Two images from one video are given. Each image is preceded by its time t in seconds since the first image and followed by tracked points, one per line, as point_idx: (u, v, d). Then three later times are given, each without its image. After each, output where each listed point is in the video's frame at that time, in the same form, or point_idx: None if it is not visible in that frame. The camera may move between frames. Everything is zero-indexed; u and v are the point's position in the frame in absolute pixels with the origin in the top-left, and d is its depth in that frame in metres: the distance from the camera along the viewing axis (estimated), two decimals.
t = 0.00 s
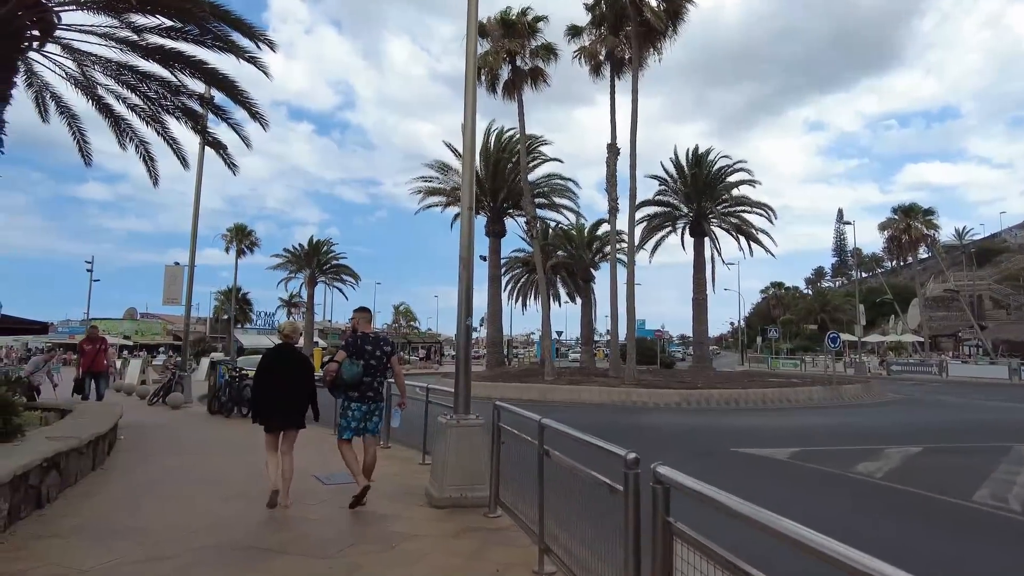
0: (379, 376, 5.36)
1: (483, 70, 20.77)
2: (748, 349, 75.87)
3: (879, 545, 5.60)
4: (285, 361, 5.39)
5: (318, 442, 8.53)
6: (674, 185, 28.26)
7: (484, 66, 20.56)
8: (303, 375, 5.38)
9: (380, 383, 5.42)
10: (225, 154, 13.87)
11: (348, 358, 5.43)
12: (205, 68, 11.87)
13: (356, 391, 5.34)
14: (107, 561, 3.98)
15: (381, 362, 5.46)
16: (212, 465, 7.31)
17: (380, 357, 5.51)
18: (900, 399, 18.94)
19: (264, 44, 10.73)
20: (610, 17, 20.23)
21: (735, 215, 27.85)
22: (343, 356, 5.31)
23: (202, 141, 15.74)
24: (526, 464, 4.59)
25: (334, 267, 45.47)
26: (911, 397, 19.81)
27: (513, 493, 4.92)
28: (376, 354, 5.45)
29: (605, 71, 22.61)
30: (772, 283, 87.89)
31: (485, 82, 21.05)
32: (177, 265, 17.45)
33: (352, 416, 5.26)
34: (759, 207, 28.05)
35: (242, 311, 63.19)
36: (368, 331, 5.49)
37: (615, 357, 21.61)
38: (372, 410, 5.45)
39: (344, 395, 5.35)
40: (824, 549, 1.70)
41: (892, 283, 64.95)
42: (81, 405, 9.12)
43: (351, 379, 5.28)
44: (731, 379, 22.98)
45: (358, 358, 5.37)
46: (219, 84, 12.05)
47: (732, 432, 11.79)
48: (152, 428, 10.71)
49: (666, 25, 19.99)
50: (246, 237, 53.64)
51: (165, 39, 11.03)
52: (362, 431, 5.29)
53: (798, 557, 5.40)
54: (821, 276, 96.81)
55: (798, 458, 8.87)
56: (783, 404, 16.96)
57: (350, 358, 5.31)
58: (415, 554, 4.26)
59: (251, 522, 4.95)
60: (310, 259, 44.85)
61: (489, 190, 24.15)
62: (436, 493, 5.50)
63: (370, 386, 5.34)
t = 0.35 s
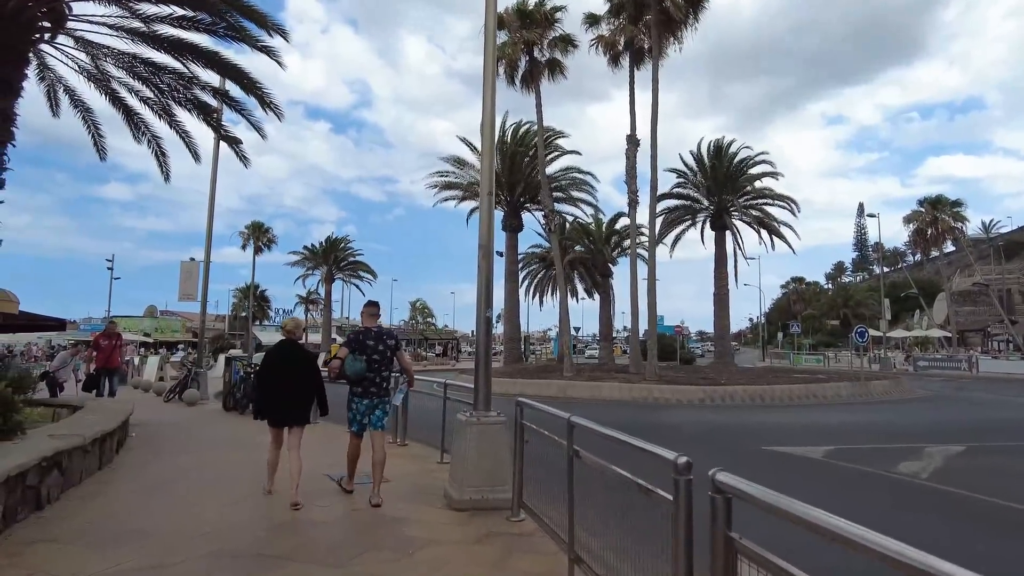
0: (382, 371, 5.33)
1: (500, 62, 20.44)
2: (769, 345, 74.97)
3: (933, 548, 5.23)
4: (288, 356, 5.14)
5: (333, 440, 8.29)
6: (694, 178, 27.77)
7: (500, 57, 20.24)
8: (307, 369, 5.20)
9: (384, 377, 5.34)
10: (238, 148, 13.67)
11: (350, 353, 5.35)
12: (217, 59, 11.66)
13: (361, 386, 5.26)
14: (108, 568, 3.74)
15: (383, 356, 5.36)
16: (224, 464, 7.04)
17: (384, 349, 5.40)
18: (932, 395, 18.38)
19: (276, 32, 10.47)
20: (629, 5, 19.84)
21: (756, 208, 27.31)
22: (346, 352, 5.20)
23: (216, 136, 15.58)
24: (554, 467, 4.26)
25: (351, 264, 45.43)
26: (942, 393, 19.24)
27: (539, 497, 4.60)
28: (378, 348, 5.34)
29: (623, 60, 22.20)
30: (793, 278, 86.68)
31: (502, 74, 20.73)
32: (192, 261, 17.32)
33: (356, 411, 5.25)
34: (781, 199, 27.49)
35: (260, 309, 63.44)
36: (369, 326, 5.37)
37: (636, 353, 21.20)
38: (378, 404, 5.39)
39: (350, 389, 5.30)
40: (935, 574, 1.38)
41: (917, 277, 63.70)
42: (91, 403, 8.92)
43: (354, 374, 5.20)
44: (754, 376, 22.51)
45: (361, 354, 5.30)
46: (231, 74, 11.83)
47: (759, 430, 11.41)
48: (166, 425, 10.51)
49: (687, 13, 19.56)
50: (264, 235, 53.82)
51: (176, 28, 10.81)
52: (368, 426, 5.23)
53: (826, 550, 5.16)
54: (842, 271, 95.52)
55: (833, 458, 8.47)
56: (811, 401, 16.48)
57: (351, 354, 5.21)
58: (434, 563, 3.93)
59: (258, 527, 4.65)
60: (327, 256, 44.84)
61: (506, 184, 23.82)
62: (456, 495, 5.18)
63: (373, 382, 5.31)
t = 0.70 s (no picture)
0: (375, 368, 5.83)
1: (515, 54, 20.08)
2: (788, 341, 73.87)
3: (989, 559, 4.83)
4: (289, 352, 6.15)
5: (346, 442, 8.03)
6: (712, 171, 27.27)
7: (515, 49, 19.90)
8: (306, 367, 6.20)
9: (379, 373, 5.87)
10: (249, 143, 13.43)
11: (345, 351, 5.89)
12: (226, 51, 11.40)
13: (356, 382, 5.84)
14: None
15: (377, 354, 5.88)
16: (233, 467, 6.79)
17: (378, 348, 5.93)
18: (963, 392, 17.81)
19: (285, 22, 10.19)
20: None
21: (777, 200, 26.76)
22: (340, 350, 5.80)
23: (227, 131, 15.36)
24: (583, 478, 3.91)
25: (366, 261, 45.29)
26: (973, 390, 18.63)
27: (565, 510, 4.25)
28: (372, 347, 5.88)
29: (641, 50, 21.72)
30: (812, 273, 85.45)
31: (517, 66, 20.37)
32: (204, 259, 17.17)
33: (354, 405, 5.79)
34: (803, 191, 26.91)
35: (276, 306, 63.63)
36: (363, 326, 5.92)
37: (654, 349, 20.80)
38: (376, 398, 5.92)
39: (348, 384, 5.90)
40: None
41: (942, 270, 62.37)
42: (99, 404, 8.72)
43: (348, 372, 5.77)
44: (776, 372, 22.00)
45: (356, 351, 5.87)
46: (241, 67, 11.57)
47: (787, 430, 11.00)
48: (176, 425, 10.31)
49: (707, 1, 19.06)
50: (279, 231, 53.80)
51: (184, 19, 10.57)
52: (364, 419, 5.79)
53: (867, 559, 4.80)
54: (863, 264, 94.02)
55: (868, 461, 8.06)
56: (837, 398, 16.00)
57: (345, 353, 5.76)
58: None
59: (260, 540, 4.36)
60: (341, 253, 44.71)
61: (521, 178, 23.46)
62: (473, 505, 4.84)
63: (368, 377, 5.83)
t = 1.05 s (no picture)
0: (384, 367, 5.52)
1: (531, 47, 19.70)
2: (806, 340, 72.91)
3: None
4: (301, 351, 5.85)
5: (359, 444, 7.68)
6: (731, 166, 26.74)
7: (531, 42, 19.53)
8: (319, 367, 5.87)
9: (388, 372, 5.55)
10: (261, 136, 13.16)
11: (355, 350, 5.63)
12: (237, 41, 11.10)
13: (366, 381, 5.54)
14: None
15: (386, 351, 5.58)
16: (239, 474, 6.43)
17: (389, 346, 5.64)
18: (995, 393, 17.22)
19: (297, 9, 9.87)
20: None
21: (797, 196, 26.18)
22: (348, 347, 5.55)
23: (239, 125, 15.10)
24: (626, 490, 3.56)
25: (379, 259, 45.10)
26: (1005, 390, 18.03)
27: (603, 524, 3.86)
28: (381, 344, 5.59)
29: (658, 42, 21.26)
30: (830, 271, 84.32)
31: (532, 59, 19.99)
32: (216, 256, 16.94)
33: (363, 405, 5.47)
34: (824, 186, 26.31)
35: (289, 304, 63.69)
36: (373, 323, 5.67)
37: (673, 347, 20.35)
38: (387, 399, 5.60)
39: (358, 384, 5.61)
40: None
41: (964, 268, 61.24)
42: (104, 404, 8.41)
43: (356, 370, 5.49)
44: (798, 372, 21.48)
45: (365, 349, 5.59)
46: (252, 56, 11.29)
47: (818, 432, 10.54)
48: (185, 426, 10.01)
49: None
50: (292, 230, 53.78)
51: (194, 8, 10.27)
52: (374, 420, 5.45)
53: None
54: (881, 263, 92.66)
55: (911, 465, 7.63)
56: (865, 399, 15.50)
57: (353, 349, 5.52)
58: None
59: (265, 557, 3.95)
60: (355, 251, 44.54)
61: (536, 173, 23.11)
62: (497, 516, 4.47)
63: (376, 376, 5.52)
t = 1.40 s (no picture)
0: (387, 363, 5.35)
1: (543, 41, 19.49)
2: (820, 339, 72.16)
3: None
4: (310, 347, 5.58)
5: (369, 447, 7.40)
6: (746, 161, 26.30)
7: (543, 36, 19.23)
8: (327, 365, 5.60)
9: (391, 368, 5.40)
10: (270, 132, 12.89)
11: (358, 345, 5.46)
12: (244, 34, 10.84)
13: (369, 377, 5.40)
14: None
15: (390, 348, 5.42)
16: (243, 480, 6.13)
17: (393, 342, 5.49)
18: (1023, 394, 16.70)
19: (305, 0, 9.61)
20: None
21: (814, 192, 25.69)
22: (352, 342, 5.38)
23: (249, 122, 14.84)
24: (657, 500, 3.31)
25: (390, 258, 44.95)
26: None
27: (634, 539, 3.54)
28: (384, 340, 5.43)
29: (672, 36, 20.87)
30: (846, 269, 83.39)
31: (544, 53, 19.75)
32: (224, 254, 16.77)
33: (366, 401, 5.35)
34: (842, 182, 25.82)
35: (300, 304, 63.70)
36: (377, 318, 5.53)
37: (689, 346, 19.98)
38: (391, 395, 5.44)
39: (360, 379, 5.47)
40: None
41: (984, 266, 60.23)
42: (108, 405, 8.19)
43: (358, 365, 5.32)
44: (817, 372, 21.05)
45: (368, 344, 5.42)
46: (259, 49, 11.00)
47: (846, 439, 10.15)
48: (191, 428, 9.75)
49: None
50: (303, 229, 53.83)
51: None
52: (377, 417, 5.32)
53: None
54: (896, 261, 91.66)
55: (948, 471, 7.25)
56: (888, 399, 15.06)
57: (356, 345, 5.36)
58: None
59: (267, 573, 3.64)
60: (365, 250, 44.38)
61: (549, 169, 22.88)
62: (515, 529, 4.15)
63: (378, 372, 5.36)
